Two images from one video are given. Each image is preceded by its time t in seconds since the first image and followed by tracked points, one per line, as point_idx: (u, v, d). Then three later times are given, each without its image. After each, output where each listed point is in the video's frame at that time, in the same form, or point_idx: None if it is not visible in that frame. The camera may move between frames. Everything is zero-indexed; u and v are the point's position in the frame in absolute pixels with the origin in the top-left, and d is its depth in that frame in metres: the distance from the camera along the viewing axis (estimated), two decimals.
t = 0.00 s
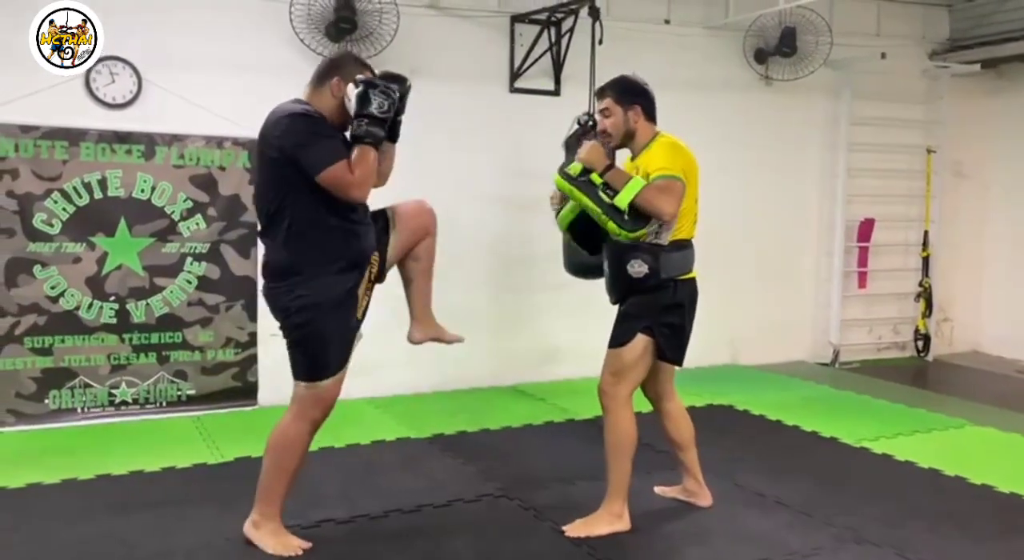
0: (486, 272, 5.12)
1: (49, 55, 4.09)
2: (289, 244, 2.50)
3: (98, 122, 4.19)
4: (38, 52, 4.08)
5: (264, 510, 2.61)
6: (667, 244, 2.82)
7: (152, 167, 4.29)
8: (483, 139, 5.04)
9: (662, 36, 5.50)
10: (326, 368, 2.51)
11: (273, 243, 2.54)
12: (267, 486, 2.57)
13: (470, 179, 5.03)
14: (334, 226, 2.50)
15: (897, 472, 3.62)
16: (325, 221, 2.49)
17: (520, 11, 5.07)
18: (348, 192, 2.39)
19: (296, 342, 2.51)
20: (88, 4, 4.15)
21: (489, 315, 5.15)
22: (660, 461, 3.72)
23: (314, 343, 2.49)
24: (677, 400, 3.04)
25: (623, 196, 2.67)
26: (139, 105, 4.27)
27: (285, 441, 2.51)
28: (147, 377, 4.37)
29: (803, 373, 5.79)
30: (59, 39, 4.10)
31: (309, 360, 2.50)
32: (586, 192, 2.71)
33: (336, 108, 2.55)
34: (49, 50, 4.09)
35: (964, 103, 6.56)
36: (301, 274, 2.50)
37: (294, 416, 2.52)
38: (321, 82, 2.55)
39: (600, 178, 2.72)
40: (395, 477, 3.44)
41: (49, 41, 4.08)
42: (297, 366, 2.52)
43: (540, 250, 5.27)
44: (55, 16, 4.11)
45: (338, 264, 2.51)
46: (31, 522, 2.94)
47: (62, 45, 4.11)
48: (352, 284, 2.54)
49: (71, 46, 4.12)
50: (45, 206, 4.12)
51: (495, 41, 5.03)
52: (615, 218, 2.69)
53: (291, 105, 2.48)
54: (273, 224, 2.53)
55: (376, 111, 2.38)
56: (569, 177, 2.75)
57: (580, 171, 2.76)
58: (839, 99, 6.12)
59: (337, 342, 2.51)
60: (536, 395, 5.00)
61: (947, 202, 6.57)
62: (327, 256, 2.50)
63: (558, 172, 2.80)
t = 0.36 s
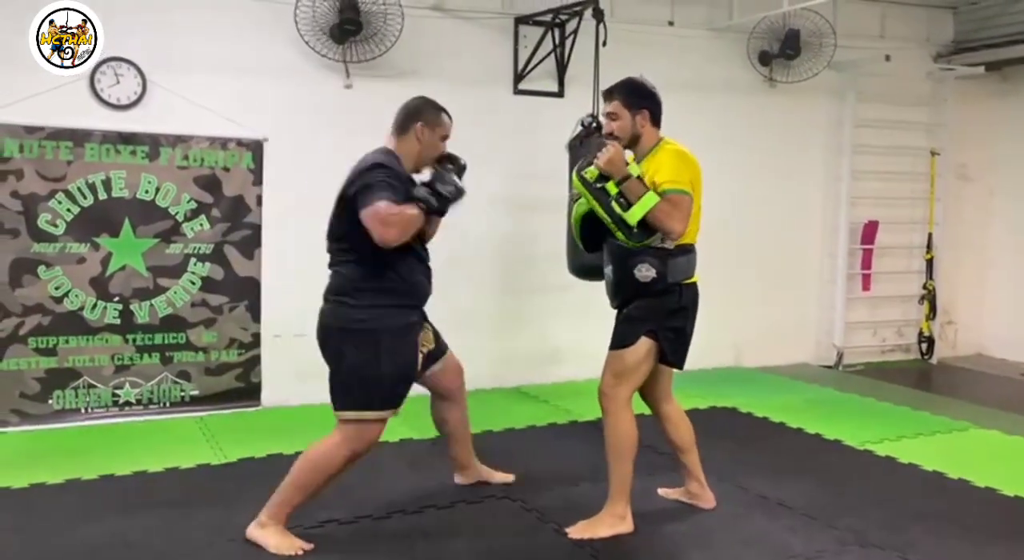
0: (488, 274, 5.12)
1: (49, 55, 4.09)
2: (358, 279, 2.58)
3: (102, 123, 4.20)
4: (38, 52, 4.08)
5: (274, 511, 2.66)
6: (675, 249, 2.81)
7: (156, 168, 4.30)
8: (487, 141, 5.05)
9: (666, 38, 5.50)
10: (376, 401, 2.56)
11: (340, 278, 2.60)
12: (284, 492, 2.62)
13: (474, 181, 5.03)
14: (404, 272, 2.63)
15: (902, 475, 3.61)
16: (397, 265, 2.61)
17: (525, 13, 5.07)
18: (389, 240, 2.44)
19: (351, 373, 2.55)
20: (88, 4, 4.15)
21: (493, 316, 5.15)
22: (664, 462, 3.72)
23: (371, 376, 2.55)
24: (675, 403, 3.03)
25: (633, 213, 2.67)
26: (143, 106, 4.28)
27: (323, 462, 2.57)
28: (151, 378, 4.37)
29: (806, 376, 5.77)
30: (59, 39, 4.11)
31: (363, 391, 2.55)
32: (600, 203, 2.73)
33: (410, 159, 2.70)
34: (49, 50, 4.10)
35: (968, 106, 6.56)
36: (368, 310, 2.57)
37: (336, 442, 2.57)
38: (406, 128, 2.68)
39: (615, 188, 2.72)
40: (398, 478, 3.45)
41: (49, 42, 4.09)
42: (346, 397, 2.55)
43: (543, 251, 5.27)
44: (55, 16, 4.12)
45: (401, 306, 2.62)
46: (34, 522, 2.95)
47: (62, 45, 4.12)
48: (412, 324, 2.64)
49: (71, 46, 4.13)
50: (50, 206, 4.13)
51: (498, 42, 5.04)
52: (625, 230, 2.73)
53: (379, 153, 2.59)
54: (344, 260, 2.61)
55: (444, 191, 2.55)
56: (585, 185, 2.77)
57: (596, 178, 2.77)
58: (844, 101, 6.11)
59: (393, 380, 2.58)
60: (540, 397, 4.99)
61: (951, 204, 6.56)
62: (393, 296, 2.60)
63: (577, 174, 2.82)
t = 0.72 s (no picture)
0: (490, 274, 5.13)
1: (49, 55, 4.10)
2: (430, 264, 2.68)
3: (106, 124, 4.21)
4: (38, 52, 4.09)
5: (321, 498, 2.68)
6: (683, 254, 2.84)
7: (159, 169, 4.31)
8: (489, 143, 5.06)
9: (668, 40, 5.50)
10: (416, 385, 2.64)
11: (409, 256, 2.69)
12: (330, 479, 2.64)
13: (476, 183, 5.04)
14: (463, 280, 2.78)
15: (903, 477, 3.62)
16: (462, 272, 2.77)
17: (527, 15, 5.08)
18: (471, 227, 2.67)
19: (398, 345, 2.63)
20: (88, 4, 4.16)
21: (495, 317, 5.16)
22: (665, 464, 3.72)
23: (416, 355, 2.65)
24: (675, 407, 3.05)
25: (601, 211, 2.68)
26: (146, 107, 4.29)
27: (372, 445, 2.60)
28: (153, 378, 4.38)
29: (808, 377, 5.77)
30: (60, 39, 4.12)
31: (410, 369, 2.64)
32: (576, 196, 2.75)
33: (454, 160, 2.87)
34: (50, 50, 4.10)
35: (970, 108, 6.56)
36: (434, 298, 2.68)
37: (386, 425, 2.60)
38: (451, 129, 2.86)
39: (591, 184, 2.71)
40: (399, 478, 3.45)
41: (50, 42, 4.10)
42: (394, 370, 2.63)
43: (545, 253, 5.28)
44: (55, 16, 4.12)
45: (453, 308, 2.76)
46: (38, 522, 2.96)
47: (63, 45, 4.13)
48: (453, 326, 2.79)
49: (71, 46, 4.14)
50: (53, 207, 4.14)
51: (500, 44, 5.04)
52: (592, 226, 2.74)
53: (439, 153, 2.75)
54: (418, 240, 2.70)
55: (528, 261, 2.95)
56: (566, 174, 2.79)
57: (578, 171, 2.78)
58: (846, 103, 6.11)
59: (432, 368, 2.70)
60: (542, 398, 5.00)
61: (953, 207, 6.56)
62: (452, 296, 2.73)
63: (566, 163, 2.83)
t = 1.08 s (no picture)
0: (491, 276, 5.13)
1: (50, 55, 4.11)
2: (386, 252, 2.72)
3: (107, 125, 4.22)
4: (39, 52, 4.09)
5: (324, 502, 2.71)
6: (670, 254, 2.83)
7: (160, 170, 4.31)
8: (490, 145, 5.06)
9: (668, 42, 5.51)
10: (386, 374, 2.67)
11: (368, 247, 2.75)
12: (328, 477, 2.67)
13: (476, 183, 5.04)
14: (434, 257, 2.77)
15: (903, 479, 3.62)
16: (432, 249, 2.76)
17: (528, 17, 5.09)
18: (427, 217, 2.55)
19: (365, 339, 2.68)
20: (88, 4, 4.16)
21: (495, 318, 5.16)
22: (666, 466, 3.73)
23: (384, 346, 2.68)
24: (672, 408, 3.04)
25: (586, 182, 2.73)
26: (147, 108, 4.29)
27: (348, 434, 2.64)
28: (154, 379, 4.39)
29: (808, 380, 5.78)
30: (60, 39, 4.13)
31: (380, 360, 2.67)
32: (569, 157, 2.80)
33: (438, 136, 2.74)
34: (50, 50, 4.11)
35: (970, 110, 6.56)
36: (394, 283, 2.71)
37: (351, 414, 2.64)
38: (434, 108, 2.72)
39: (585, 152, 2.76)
40: (399, 480, 3.46)
41: (50, 42, 4.11)
42: (358, 360, 2.66)
43: (546, 255, 5.28)
44: (55, 16, 4.13)
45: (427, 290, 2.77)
46: (37, 522, 2.96)
47: (64, 45, 4.13)
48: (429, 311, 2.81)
49: (72, 46, 4.14)
50: (54, 207, 4.15)
51: (501, 46, 5.05)
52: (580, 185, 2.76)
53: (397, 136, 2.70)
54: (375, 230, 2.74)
55: (474, 146, 2.55)
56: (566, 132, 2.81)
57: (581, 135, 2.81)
58: (846, 106, 6.12)
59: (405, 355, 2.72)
60: (542, 399, 5.00)
61: (953, 209, 6.56)
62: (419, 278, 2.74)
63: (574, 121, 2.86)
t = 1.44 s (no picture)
0: (489, 276, 5.13)
1: (50, 55, 4.10)
2: (364, 254, 2.69)
3: (105, 125, 4.22)
4: (39, 52, 4.09)
5: (318, 507, 2.70)
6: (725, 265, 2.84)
7: (159, 170, 4.31)
8: (490, 145, 5.06)
9: (667, 43, 5.52)
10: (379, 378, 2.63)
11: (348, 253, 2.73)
12: (321, 482, 2.66)
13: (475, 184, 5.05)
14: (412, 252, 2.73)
15: (901, 481, 3.62)
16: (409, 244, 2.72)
17: (527, 18, 5.10)
18: (396, 219, 2.54)
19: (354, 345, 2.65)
20: (88, 4, 4.16)
21: (494, 319, 5.16)
22: (665, 467, 3.73)
23: (374, 350, 2.64)
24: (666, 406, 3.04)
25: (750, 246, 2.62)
26: (146, 109, 4.29)
27: (341, 439, 2.64)
28: (152, 380, 4.38)
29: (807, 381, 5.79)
30: (60, 39, 4.12)
31: (372, 364, 2.63)
32: (709, 248, 2.61)
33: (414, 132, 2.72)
34: (50, 50, 4.11)
35: (969, 112, 6.57)
36: (376, 285, 2.68)
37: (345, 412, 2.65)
38: (408, 103, 2.72)
39: (721, 232, 2.63)
40: (398, 480, 3.46)
41: (50, 42, 4.10)
42: (350, 368, 2.64)
43: (545, 256, 5.28)
44: (54, 16, 4.13)
45: (413, 286, 2.73)
46: (35, 523, 2.95)
47: (64, 45, 4.13)
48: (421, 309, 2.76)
49: (71, 46, 4.14)
50: (53, 207, 4.14)
51: (500, 47, 5.05)
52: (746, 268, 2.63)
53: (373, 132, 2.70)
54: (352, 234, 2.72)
55: (444, 145, 2.55)
56: (690, 234, 2.61)
57: (699, 226, 2.62)
58: (845, 108, 6.13)
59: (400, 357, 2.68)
60: (541, 400, 5.00)
61: (952, 211, 6.57)
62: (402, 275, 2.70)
63: (674, 227, 2.64)
